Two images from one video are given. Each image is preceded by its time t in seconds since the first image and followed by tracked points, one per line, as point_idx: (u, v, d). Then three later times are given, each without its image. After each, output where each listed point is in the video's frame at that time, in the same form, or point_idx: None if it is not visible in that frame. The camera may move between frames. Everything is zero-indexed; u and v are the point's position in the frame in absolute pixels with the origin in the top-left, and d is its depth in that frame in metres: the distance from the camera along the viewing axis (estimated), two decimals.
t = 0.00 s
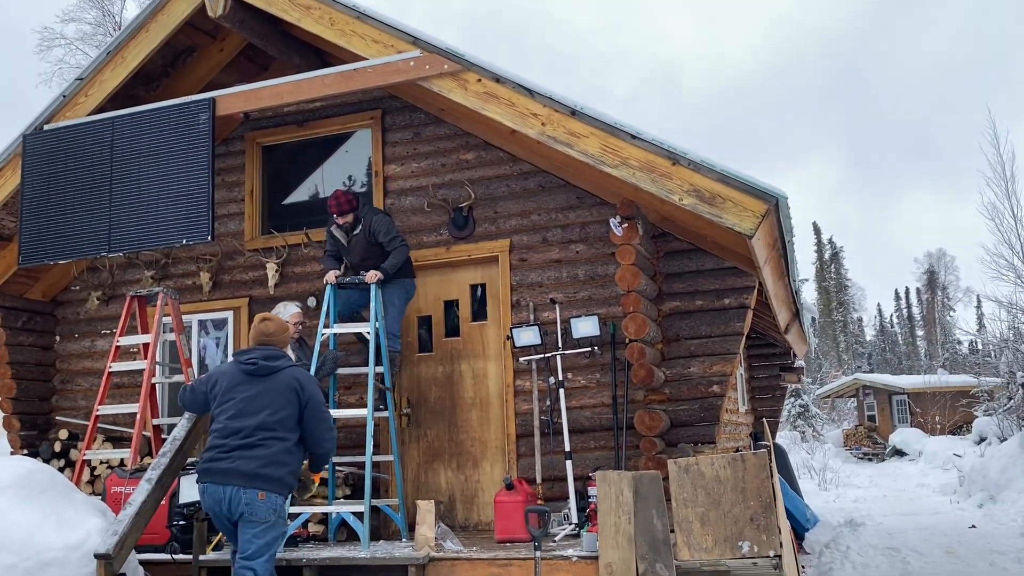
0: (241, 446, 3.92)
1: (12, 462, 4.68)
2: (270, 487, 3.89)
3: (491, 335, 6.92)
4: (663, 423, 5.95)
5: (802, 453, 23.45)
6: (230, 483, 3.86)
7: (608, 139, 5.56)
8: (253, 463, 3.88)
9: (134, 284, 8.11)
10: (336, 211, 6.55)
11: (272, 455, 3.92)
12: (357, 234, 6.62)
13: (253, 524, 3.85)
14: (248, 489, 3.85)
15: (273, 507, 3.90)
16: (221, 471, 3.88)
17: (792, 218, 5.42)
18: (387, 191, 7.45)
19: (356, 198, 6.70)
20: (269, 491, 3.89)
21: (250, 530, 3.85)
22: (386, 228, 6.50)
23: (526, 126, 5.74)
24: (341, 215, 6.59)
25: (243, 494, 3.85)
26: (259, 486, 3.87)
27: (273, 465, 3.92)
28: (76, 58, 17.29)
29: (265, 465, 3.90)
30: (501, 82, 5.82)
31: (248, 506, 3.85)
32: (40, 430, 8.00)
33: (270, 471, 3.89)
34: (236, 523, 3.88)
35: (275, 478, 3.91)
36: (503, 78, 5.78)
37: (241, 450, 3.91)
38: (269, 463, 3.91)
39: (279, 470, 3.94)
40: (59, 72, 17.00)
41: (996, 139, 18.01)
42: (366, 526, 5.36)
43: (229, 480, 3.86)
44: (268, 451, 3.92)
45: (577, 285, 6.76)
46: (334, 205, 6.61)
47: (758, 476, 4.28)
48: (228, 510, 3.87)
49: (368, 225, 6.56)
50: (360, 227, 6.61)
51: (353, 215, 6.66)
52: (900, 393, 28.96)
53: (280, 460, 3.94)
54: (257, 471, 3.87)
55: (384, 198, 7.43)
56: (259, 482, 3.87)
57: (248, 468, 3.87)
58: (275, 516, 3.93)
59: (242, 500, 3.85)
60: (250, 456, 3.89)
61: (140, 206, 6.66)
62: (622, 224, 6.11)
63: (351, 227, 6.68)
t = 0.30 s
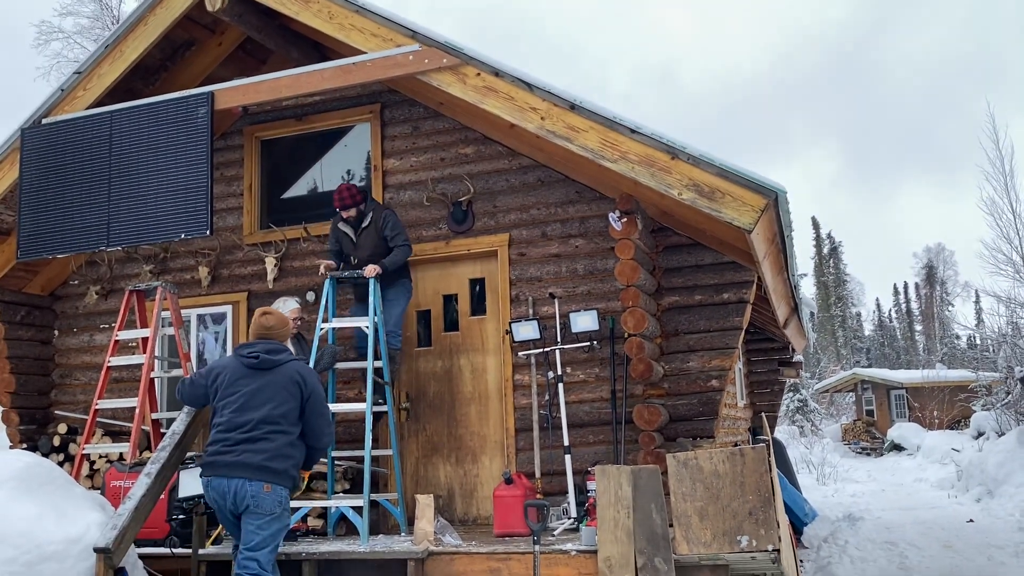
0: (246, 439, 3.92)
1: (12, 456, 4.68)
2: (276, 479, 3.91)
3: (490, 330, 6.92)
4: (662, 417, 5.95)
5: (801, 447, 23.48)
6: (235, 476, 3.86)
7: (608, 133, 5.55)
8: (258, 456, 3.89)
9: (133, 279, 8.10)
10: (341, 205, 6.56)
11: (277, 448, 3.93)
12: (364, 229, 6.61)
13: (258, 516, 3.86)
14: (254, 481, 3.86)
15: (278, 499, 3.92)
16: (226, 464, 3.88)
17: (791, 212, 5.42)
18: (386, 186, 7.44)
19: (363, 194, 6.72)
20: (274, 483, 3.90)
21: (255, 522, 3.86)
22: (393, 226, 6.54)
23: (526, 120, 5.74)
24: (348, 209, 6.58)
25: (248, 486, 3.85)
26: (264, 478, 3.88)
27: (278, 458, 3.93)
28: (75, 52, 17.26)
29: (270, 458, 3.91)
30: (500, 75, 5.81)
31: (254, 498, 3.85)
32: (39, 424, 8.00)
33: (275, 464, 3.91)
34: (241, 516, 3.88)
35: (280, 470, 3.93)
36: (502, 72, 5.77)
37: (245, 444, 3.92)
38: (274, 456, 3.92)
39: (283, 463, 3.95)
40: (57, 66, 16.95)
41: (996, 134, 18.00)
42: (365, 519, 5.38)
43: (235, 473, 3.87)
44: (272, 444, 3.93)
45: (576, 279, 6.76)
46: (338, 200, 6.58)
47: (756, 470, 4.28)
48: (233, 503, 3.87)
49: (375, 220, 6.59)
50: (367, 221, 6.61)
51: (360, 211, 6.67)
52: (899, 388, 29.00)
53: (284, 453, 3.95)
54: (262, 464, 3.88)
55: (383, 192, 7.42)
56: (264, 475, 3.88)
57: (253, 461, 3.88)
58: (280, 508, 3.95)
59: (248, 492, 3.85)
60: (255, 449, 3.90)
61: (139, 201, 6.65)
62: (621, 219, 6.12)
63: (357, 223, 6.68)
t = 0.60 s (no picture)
0: (247, 438, 3.92)
1: (11, 450, 4.69)
2: (279, 477, 3.91)
3: (489, 325, 6.92)
4: (661, 412, 5.97)
5: (799, 442, 23.51)
6: (238, 475, 3.87)
7: (607, 128, 5.54)
8: (260, 454, 3.89)
9: (132, 273, 8.09)
10: (342, 210, 6.58)
11: (278, 446, 3.94)
12: (365, 234, 6.62)
13: (260, 512, 3.87)
14: (257, 478, 3.87)
15: (281, 496, 3.93)
16: (228, 464, 3.89)
17: (790, 207, 5.42)
18: (385, 180, 7.43)
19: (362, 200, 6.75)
20: (277, 480, 3.91)
21: (256, 517, 3.87)
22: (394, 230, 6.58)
23: (525, 114, 5.73)
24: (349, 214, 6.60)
25: (251, 484, 3.86)
26: (267, 476, 3.88)
27: (280, 455, 3.94)
28: (72, 46, 17.22)
29: (272, 456, 3.91)
30: (499, 70, 5.80)
31: (256, 495, 3.87)
32: (38, 419, 8.00)
33: (277, 462, 3.91)
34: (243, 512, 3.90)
35: (282, 468, 3.93)
36: (502, 66, 5.75)
37: (247, 443, 3.92)
38: (276, 453, 3.92)
39: (286, 460, 3.96)
40: (55, 60, 16.92)
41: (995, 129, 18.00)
42: (364, 513, 5.41)
43: (237, 472, 3.87)
44: (274, 442, 3.93)
45: (575, 274, 6.76)
46: (339, 205, 6.61)
47: (754, 464, 4.29)
48: (236, 500, 3.89)
49: (376, 224, 6.62)
50: (368, 226, 6.61)
51: (360, 217, 6.68)
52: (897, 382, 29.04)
53: (286, 450, 3.96)
54: (264, 462, 3.88)
55: (382, 187, 7.42)
56: (267, 472, 3.89)
57: (255, 459, 3.88)
58: (283, 504, 3.96)
59: (251, 490, 3.86)
60: (257, 448, 3.90)
61: (138, 195, 6.64)
62: (620, 214, 6.08)
63: (358, 228, 6.68)
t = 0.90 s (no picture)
0: (248, 436, 3.92)
1: (10, 445, 4.68)
2: (281, 473, 3.92)
3: (489, 321, 6.92)
4: (660, 408, 5.97)
5: (798, 438, 23.53)
6: (241, 473, 3.87)
7: (607, 124, 5.54)
8: (262, 452, 3.90)
9: (131, 269, 8.09)
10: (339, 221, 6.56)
11: (280, 443, 3.94)
12: (362, 244, 6.58)
13: (263, 508, 3.88)
14: (259, 476, 3.87)
15: (284, 492, 3.94)
16: (231, 463, 3.88)
17: (790, 203, 5.42)
18: (384, 176, 7.42)
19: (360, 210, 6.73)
20: (280, 477, 3.92)
21: (259, 513, 3.88)
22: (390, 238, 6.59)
23: (525, 110, 5.72)
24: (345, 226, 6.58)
25: (255, 481, 3.87)
26: (270, 473, 3.89)
27: (282, 452, 3.95)
28: (71, 41, 17.17)
29: (274, 453, 3.92)
30: (499, 65, 5.79)
31: (260, 491, 3.87)
32: (37, 414, 8.00)
33: (279, 458, 3.92)
34: (246, 508, 3.91)
35: (285, 464, 3.94)
36: (502, 61, 5.74)
37: (248, 442, 3.92)
38: (278, 450, 3.93)
39: (288, 456, 3.97)
40: (54, 55, 16.88)
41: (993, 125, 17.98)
42: (364, 508, 5.41)
43: (240, 470, 3.87)
44: (275, 439, 3.94)
45: (574, 270, 6.76)
46: (336, 216, 6.59)
47: (753, 460, 4.30)
48: (239, 497, 3.89)
49: (373, 234, 6.62)
50: (365, 237, 6.60)
51: (358, 227, 6.66)
52: (896, 378, 29.07)
53: (288, 446, 3.97)
54: (267, 460, 3.89)
55: (382, 182, 7.41)
56: (270, 469, 3.89)
57: (257, 458, 3.88)
58: (285, 500, 3.97)
59: (254, 487, 3.87)
60: (259, 446, 3.91)
61: (137, 191, 6.63)
62: (620, 210, 6.09)
63: (354, 240, 6.64)
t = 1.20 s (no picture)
0: (249, 435, 3.92)
1: (10, 443, 4.68)
2: (283, 472, 3.93)
3: (488, 319, 6.93)
4: (659, 406, 5.98)
5: (798, 436, 23.56)
6: (243, 473, 3.88)
7: (607, 122, 5.54)
8: (264, 451, 3.90)
9: (131, 267, 8.10)
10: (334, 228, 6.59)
11: (281, 442, 3.95)
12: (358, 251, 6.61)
13: (265, 507, 3.89)
14: (261, 475, 3.88)
15: (286, 491, 3.95)
16: (232, 463, 3.89)
17: (789, 201, 5.43)
18: (384, 174, 7.42)
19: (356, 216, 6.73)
20: (282, 476, 3.93)
21: (260, 512, 3.89)
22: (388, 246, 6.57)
23: (524, 108, 5.73)
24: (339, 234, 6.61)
25: (256, 481, 3.88)
26: (272, 472, 3.90)
27: (283, 451, 3.95)
28: (70, 37, 17.17)
29: (276, 452, 3.92)
30: (498, 63, 5.79)
31: (261, 491, 3.88)
32: (37, 412, 8.00)
33: (281, 457, 3.93)
34: (248, 507, 3.92)
35: (286, 463, 3.95)
36: (501, 59, 5.74)
37: (249, 441, 3.92)
38: (279, 449, 3.94)
39: (289, 455, 3.98)
40: (54, 53, 16.87)
41: (994, 123, 17.95)
42: (364, 505, 5.41)
43: (242, 470, 3.88)
44: (277, 438, 3.94)
45: (574, 268, 6.76)
46: (332, 222, 6.61)
47: (752, 458, 4.31)
48: (240, 496, 3.90)
49: (369, 242, 6.62)
50: (360, 244, 6.62)
51: (353, 234, 6.68)
52: (895, 376, 29.10)
53: (289, 445, 3.98)
54: (269, 459, 3.90)
55: (382, 180, 7.41)
56: (271, 468, 3.90)
57: (259, 457, 3.89)
58: (286, 499, 3.98)
59: (256, 486, 3.88)
60: (260, 445, 3.91)
61: (137, 189, 6.63)
62: (619, 208, 6.10)
63: (350, 245, 6.67)
